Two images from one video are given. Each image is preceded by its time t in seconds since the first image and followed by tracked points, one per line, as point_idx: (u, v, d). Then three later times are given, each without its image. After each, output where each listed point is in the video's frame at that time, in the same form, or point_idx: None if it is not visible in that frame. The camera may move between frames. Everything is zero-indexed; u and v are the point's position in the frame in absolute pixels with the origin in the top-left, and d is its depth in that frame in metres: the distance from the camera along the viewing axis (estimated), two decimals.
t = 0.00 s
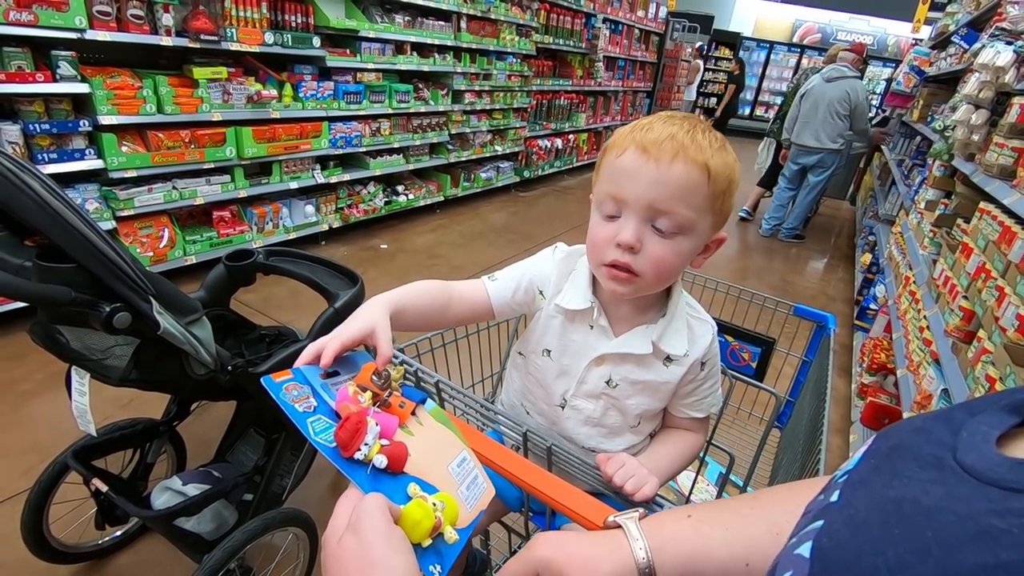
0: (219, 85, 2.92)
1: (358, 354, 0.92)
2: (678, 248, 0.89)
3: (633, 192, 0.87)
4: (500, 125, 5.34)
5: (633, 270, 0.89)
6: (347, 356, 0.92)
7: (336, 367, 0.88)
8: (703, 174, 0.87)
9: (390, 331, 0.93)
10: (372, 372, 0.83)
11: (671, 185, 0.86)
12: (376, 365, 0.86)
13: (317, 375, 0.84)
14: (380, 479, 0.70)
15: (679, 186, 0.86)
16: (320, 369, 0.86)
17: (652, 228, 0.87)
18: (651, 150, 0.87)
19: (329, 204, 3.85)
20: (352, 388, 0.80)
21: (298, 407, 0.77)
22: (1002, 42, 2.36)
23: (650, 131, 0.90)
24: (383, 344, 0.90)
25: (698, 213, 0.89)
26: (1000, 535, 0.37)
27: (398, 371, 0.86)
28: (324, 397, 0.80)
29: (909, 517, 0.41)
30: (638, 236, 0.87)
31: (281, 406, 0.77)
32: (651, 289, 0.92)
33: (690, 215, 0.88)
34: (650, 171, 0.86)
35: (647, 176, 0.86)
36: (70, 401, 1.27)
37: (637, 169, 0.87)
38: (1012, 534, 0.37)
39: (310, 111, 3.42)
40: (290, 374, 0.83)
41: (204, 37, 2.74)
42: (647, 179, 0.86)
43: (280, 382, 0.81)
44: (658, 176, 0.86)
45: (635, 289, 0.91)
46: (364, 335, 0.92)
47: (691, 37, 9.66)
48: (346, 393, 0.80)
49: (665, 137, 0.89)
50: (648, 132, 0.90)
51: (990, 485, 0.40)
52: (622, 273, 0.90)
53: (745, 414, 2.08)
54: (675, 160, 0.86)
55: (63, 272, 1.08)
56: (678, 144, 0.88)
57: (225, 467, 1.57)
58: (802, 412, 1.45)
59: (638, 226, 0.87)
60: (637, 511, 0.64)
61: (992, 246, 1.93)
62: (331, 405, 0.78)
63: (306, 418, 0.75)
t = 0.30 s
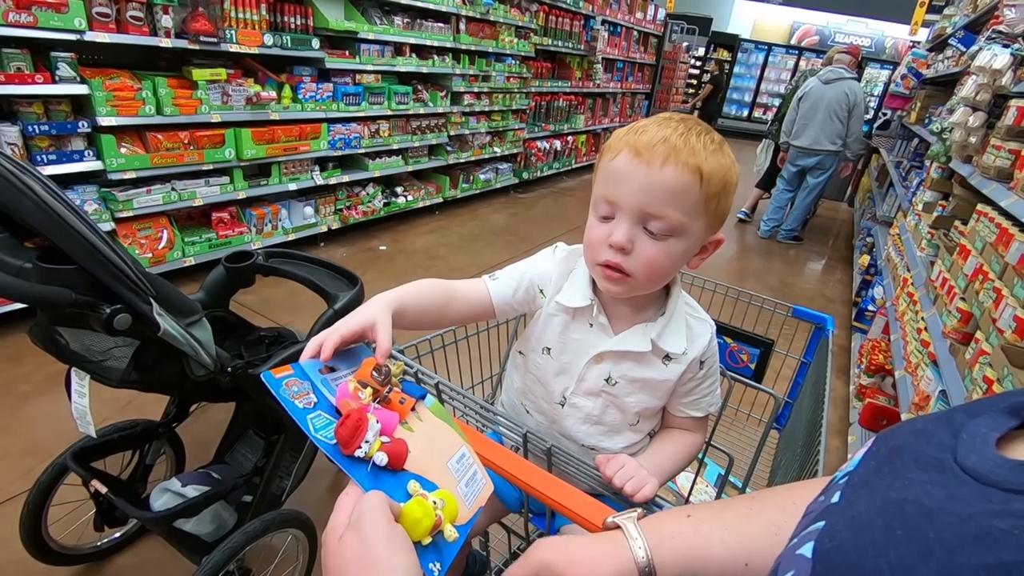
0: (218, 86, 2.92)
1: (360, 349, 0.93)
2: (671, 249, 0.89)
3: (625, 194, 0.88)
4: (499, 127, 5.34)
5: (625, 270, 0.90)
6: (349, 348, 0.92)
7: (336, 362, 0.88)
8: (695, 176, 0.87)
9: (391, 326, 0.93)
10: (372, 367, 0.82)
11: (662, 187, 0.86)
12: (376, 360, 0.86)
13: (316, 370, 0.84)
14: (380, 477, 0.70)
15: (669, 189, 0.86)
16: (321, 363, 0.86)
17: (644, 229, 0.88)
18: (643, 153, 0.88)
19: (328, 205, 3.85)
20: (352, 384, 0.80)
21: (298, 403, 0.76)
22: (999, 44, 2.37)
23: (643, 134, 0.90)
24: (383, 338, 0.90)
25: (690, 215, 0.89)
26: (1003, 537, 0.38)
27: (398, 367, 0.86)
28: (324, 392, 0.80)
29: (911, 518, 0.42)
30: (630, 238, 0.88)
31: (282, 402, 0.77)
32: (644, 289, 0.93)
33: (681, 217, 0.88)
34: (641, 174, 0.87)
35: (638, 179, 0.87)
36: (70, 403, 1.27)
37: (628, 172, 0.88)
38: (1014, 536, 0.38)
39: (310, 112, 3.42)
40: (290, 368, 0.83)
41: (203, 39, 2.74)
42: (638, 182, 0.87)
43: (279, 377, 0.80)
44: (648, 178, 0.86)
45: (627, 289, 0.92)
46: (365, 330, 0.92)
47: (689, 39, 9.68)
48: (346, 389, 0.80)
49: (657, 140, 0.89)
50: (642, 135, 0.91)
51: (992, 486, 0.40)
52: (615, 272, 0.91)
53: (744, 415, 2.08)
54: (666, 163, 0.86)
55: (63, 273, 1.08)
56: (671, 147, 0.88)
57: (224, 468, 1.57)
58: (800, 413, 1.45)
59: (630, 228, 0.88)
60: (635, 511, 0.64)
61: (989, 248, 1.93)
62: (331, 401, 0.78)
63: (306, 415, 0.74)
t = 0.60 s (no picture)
0: (215, 86, 2.92)
1: (359, 346, 0.93)
2: (669, 250, 0.89)
3: (624, 194, 0.88)
4: (497, 127, 5.33)
5: (624, 269, 0.90)
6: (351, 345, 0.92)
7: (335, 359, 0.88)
8: (695, 176, 0.87)
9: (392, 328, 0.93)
10: (370, 366, 0.82)
11: (662, 187, 0.86)
12: (374, 358, 0.86)
13: (314, 368, 0.83)
14: (378, 477, 0.69)
15: (669, 189, 0.86)
16: (319, 361, 0.85)
17: (643, 229, 0.88)
18: (643, 153, 0.88)
19: (326, 206, 3.84)
20: (349, 384, 0.79)
21: (295, 402, 0.76)
22: (996, 46, 2.37)
23: (644, 134, 0.90)
24: (384, 339, 0.90)
25: (690, 215, 0.88)
26: (1000, 537, 0.38)
27: (396, 365, 0.86)
28: (320, 391, 0.79)
29: (908, 518, 0.41)
30: (628, 237, 0.88)
31: (278, 402, 0.76)
32: (643, 289, 0.93)
33: (680, 217, 0.87)
34: (640, 173, 0.87)
35: (637, 179, 0.87)
36: (66, 403, 1.26)
37: (627, 172, 0.88)
38: (1011, 535, 0.38)
39: (307, 112, 3.41)
40: (286, 367, 0.82)
41: (201, 38, 2.74)
42: (636, 181, 0.87)
43: (276, 376, 0.80)
44: (647, 177, 0.86)
45: (627, 288, 0.92)
46: (365, 328, 0.92)
47: (687, 40, 9.70)
48: (344, 388, 0.79)
49: (657, 140, 0.89)
50: (642, 135, 0.90)
51: (988, 486, 0.41)
52: (614, 271, 0.92)
53: (741, 415, 2.08)
54: (666, 163, 0.86)
55: (59, 274, 1.08)
56: (671, 147, 0.88)
57: (221, 469, 1.56)
58: (798, 414, 1.45)
59: (629, 227, 0.88)
60: (631, 518, 0.65)
61: (986, 249, 1.94)
62: (328, 399, 0.78)
63: (303, 414, 0.74)
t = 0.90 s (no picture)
0: (213, 86, 2.92)
1: (361, 347, 0.92)
2: (659, 251, 0.89)
3: (614, 196, 0.88)
4: (495, 127, 5.33)
5: (613, 269, 0.91)
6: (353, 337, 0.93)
7: (338, 358, 0.88)
8: (684, 178, 0.87)
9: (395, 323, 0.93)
10: (372, 367, 0.82)
11: (649, 189, 0.86)
12: (376, 359, 0.86)
13: (316, 367, 0.83)
14: (379, 479, 0.70)
15: (656, 191, 0.86)
16: (322, 360, 0.85)
17: (632, 230, 0.88)
18: (632, 155, 0.88)
19: (324, 206, 3.84)
20: (352, 385, 0.79)
21: (297, 403, 0.76)
22: (992, 48, 2.38)
23: (635, 135, 0.90)
24: (388, 333, 0.90)
25: (679, 217, 0.88)
26: (999, 532, 0.38)
27: (398, 365, 0.86)
28: (323, 392, 0.79)
29: (909, 515, 0.42)
30: (617, 238, 0.88)
31: (280, 402, 0.76)
32: (635, 290, 0.93)
33: (669, 220, 0.87)
34: (628, 175, 0.87)
35: (625, 181, 0.87)
36: (63, 404, 1.26)
37: (617, 173, 0.88)
38: (1012, 531, 0.37)
39: (305, 112, 3.41)
40: (289, 367, 0.82)
41: (198, 38, 2.74)
42: (625, 183, 0.87)
43: (279, 376, 0.80)
44: (635, 180, 0.86)
45: (618, 288, 0.93)
46: (367, 325, 0.92)
47: (685, 41, 9.69)
48: (346, 390, 0.79)
49: (647, 141, 0.89)
50: (634, 136, 0.90)
51: (988, 483, 0.40)
52: (605, 271, 0.92)
53: (739, 416, 2.09)
54: (653, 164, 0.86)
55: (56, 274, 1.08)
56: (659, 149, 0.87)
57: (219, 470, 1.56)
58: (794, 415, 1.46)
59: (618, 228, 0.88)
60: (628, 519, 0.65)
61: (983, 250, 1.95)
62: (331, 401, 0.78)
63: (305, 415, 0.74)
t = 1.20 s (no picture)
0: (212, 86, 2.92)
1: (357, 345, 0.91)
2: (651, 250, 0.89)
3: (606, 194, 0.89)
4: (494, 128, 5.33)
5: (605, 266, 0.91)
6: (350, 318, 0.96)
7: (332, 356, 0.87)
8: (675, 177, 0.86)
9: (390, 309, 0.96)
10: (368, 366, 0.82)
11: (640, 188, 0.86)
12: (370, 358, 0.86)
13: (310, 366, 0.83)
14: (373, 479, 0.69)
15: (647, 189, 0.86)
16: (316, 359, 0.85)
17: (624, 228, 0.88)
18: (624, 153, 0.88)
19: (323, 206, 3.83)
20: (346, 384, 0.79)
21: (291, 402, 0.75)
22: (990, 49, 2.38)
23: (628, 135, 0.90)
24: (384, 319, 0.93)
25: (671, 215, 0.88)
26: (1007, 528, 0.38)
27: (394, 364, 0.85)
28: (317, 390, 0.79)
29: (914, 513, 0.41)
30: (609, 235, 0.89)
31: (274, 400, 0.76)
32: (627, 287, 0.93)
33: (660, 218, 0.87)
34: (619, 174, 0.88)
35: (617, 179, 0.88)
36: (61, 404, 1.25)
37: (609, 172, 0.89)
38: (1018, 526, 0.37)
39: (304, 113, 3.41)
40: (282, 366, 0.82)
41: (197, 38, 2.74)
42: (616, 182, 0.88)
43: (272, 374, 0.80)
44: (626, 179, 0.87)
45: (610, 285, 0.93)
46: (366, 309, 0.95)
47: (685, 42, 9.70)
48: (340, 389, 0.79)
49: (640, 140, 0.89)
50: (627, 135, 0.91)
51: (992, 479, 0.40)
52: (597, 268, 0.93)
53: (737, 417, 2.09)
54: (644, 163, 0.86)
55: (54, 275, 1.07)
56: (651, 148, 0.87)
57: (217, 470, 1.56)
58: (793, 416, 1.46)
59: (609, 226, 0.89)
60: (625, 519, 0.65)
61: (980, 251, 1.95)
62: (325, 400, 0.78)
63: (299, 415, 0.74)
